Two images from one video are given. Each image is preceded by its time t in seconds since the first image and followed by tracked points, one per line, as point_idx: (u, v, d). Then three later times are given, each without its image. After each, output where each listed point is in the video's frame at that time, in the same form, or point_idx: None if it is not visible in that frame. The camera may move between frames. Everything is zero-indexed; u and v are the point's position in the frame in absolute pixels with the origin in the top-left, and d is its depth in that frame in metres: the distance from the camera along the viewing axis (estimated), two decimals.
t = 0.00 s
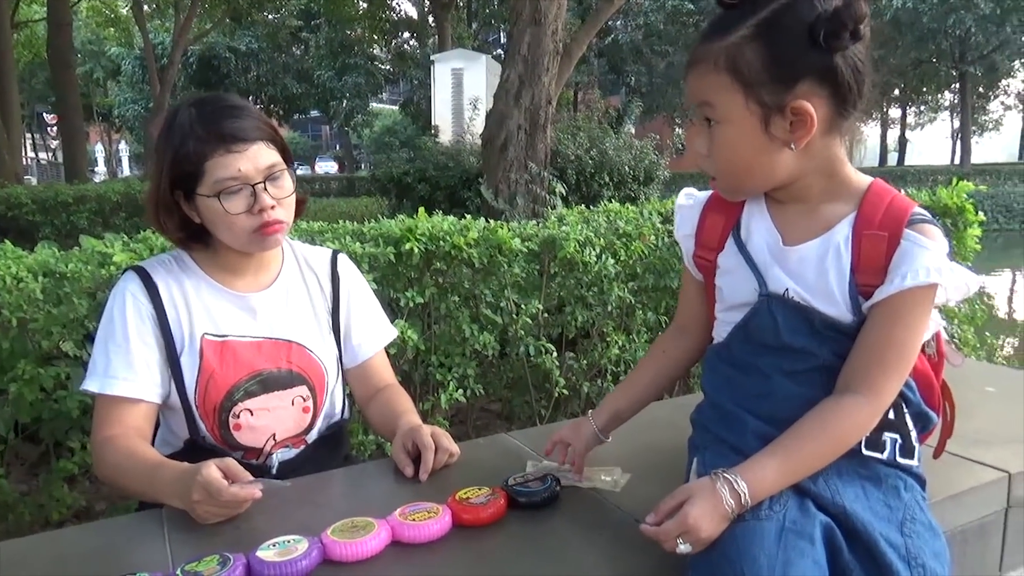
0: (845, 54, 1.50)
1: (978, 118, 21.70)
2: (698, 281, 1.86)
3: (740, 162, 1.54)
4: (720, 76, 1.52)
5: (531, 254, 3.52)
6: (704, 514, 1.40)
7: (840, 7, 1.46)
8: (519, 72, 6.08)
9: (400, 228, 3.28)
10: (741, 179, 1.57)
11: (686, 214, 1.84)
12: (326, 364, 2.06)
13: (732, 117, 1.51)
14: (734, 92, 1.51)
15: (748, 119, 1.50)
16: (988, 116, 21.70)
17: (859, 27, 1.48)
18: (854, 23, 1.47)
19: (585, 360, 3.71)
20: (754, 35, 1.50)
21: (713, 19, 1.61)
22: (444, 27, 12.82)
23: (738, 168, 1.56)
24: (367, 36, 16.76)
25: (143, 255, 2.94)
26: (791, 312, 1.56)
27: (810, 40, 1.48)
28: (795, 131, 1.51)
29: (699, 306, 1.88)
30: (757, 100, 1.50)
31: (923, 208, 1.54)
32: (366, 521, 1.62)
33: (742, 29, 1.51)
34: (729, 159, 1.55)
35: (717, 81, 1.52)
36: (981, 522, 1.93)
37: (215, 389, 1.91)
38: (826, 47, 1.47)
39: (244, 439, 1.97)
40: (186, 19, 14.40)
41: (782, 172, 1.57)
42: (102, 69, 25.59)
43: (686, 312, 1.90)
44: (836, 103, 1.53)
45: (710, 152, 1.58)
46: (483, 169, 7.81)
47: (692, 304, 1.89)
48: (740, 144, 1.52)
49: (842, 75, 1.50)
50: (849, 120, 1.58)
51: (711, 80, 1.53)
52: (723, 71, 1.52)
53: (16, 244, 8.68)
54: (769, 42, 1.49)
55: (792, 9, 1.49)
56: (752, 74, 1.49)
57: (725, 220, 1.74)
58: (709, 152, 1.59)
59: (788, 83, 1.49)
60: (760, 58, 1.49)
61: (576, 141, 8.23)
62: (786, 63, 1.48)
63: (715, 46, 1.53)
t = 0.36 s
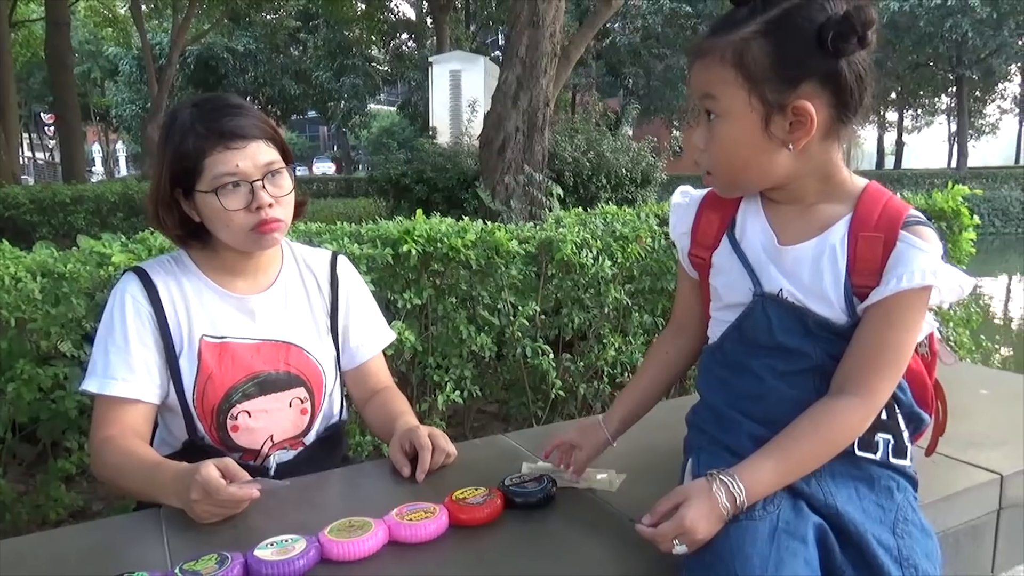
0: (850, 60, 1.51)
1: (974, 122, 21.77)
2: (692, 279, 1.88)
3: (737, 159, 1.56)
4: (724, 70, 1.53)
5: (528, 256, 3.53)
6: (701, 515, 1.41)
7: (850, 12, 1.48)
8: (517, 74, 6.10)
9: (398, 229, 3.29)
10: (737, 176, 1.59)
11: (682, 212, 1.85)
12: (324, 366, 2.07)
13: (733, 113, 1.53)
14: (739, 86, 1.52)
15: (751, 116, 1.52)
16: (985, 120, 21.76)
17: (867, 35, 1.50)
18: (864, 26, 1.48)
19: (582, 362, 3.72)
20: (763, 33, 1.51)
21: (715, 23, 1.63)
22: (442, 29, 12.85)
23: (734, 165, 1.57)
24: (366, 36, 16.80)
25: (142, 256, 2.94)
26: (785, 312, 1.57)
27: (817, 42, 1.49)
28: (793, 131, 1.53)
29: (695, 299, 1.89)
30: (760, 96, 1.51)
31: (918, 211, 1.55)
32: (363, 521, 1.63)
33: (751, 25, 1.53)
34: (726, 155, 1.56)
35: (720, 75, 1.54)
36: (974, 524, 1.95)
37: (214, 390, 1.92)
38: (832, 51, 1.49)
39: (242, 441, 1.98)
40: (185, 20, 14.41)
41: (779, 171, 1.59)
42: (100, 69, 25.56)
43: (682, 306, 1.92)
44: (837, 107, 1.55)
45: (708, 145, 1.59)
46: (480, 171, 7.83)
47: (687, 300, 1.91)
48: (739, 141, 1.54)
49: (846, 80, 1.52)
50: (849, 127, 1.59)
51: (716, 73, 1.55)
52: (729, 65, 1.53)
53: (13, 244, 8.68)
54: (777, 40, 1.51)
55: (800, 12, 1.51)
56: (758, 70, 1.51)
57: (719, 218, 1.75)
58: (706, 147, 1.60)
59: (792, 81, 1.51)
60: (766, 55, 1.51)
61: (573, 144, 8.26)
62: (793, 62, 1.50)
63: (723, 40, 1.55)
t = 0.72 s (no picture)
0: (849, 60, 1.51)
1: (973, 125, 21.80)
2: (703, 282, 1.87)
3: (738, 162, 1.57)
4: (724, 73, 1.54)
5: (526, 259, 3.52)
6: (678, 501, 1.46)
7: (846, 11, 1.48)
8: (515, 78, 6.12)
9: (396, 233, 3.30)
10: (737, 177, 1.60)
11: (695, 213, 1.86)
12: (322, 370, 2.08)
13: (735, 117, 1.54)
14: (738, 90, 1.53)
15: (751, 120, 1.53)
16: (983, 123, 21.81)
17: (866, 34, 1.49)
18: (861, 27, 1.47)
19: (579, 365, 3.73)
20: (761, 36, 1.52)
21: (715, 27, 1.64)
22: (441, 33, 12.86)
23: (735, 166, 1.58)
24: (365, 40, 16.82)
25: (140, 260, 2.95)
26: (783, 313, 1.59)
27: (815, 43, 1.49)
28: (795, 133, 1.53)
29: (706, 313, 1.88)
30: (759, 99, 1.52)
31: (927, 218, 1.55)
32: (359, 525, 1.63)
33: (749, 30, 1.54)
34: (727, 157, 1.57)
35: (720, 79, 1.55)
36: (968, 526, 1.95)
37: (210, 394, 1.92)
38: (830, 51, 1.49)
39: (238, 444, 1.99)
40: (184, 24, 14.44)
41: (783, 173, 1.59)
42: (99, 72, 25.57)
43: (692, 320, 1.90)
44: (839, 109, 1.54)
45: (711, 149, 1.60)
46: (479, 175, 7.84)
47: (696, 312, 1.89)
48: (740, 143, 1.54)
49: (845, 80, 1.52)
50: (852, 129, 1.59)
51: (718, 77, 1.55)
52: (728, 69, 1.54)
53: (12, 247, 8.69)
54: (773, 43, 1.51)
55: (800, 14, 1.51)
56: (756, 73, 1.51)
57: (730, 219, 1.76)
58: (710, 153, 1.61)
59: (791, 83, 1.51)
60: (765, 58, 1.51)
61: (572, 148, 8.28)
62: (792, 65, 1.51)
63: (723, 44, 1.56)
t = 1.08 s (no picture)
0: (861, 45, 1.51)
1: (972, 130, 21.83)
2: (724, 288, 1.88)
3: (742, 142, 1.57)
4: (734, 50, 1.56)
5: (527, 262, 3.52)
6: (669, 471, 1.54)
7: None
8: (516, 81, 6.12)
9: (396, 236, 3.30)
10: (740, 159, 1.61)
11: (711, 217, 1.88)
12: (321, 371, 2.07)
13: (739, 93, 1.55)
14: (747, 66, 1.54)
15: (754, 93, 1.54)
16: (983, 128, 21.82)
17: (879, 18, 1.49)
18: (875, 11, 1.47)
19: (579, 368, 3.72)
20: (776, 13, 1.53)
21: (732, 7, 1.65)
22: (441, 35, 12.87)
23: (739, 147, 1.58)
24: (365, 42, 16.85)
25: (141, 261, 2.94)
26: (791, 314, 1.60)
27: (827, 25, 1.49)
28: (800, 115, 1.53)
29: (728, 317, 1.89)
30: (767, 77, 1.52)
31: (939, 204, 1.51)
32: (359, 527, 1.63)
33: (764, 7, 1.55)
34: (731, 137, 1.58)
35: (730, 56, 1.56)
36: (970, 531, 1.95)
37: (209, 395, 1.92)
38: (843, 34, 1.48)
39: (238, 446, 1.98)
40: (184, 26, 14.45)
41: (786, 155, 1.59)
42: (100, 74, 25.57)
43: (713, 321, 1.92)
44: (847, 96, 1.54)
45: (716, 127, 1.62)
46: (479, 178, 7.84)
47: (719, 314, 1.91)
48: (744, 122, 1.55)
49: (855, 64, 1.51)
50: (863, 120, 1.59)
51: (727, 53, 1.57)
52: (739, 44, 1.55)
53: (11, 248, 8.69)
54: (789, 21, 1.51)
55: None
56: (766, 51, 1.52)
57: (744, 220, 1.78)
58: (712, 132, 1.63)
59: (800, 64, 1.51)
60: (775, 36, 1.52)
61: (572, 151, 8.29)
62: (802, 45, 1.50)
63: (736, 21, 1.57)
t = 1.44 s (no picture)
0: (829, 59, 1.52)
1: (973, 134, 21.85)
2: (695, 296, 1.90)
3: (704, 132, 1.59)
4: (712, 40, 1.57)
5: (528, 263, 3.53)
6: (644, 499, 1.53)
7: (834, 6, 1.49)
8: (518, 82, 6.11)
9: (398, 235, 3.29)
10: (699, 150, 1.62)
11: (677, 223, 1.90)
12: (322, 370, 2.07)
13: (710, 82, 1.57)
14: (719, 54, 1.56)
15: (720, 85, 1.56)
16: (983, 133, 21.84)
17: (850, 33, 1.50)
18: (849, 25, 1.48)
19: (579, 369, 3.72)
20: (756, 13, 1.54)
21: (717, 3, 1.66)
22: (443, 36, 12.86)
23: (700, 137, 1.61)
24: (367, 42, 16.83)
25: (141, 259, 2.94)
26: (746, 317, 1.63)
27: (800, 35, 1.51)
28: (761, 112, 1.55)
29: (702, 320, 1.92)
30: (736, 70, 1.54)
31: (878, 208, 1.53)
32: (360, 528, 1.62)
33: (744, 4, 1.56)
34: (696, 125, 1.59)
35: (707, 44, 1.58)
36: (973, 536, 1.94)
37: (210, 392, 1.91)
38: (814, 43, 1.50)
39: (237, 444, 1.97)
40: (186, 25, 14.44)
41: (741, 152, 1.61)
42: (101, 71, 25.55)
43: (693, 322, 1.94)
44: (808, 103, 1.56)
45: (681, 115, 1.63)
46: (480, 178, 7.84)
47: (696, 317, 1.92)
48: (708, 113, 1.57)
49: (821, 75, 1.53)
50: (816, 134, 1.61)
51: (706, 41, 1.59)
52: (716, 35, 1.57)
53: (12, 245, 8.68)
54: (765, 19, 1.53)
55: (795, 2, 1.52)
56: (741, 44, 1.54)
57: (705, 227, 1.81)
58: (679, 118, 1.64)
59: (769, 64, 1.53)
60: (751, 31, 1.54)
61: (573, 152, 8.28)
62: (773, 46, 1.53)
63: (721, 14, 1.58)
